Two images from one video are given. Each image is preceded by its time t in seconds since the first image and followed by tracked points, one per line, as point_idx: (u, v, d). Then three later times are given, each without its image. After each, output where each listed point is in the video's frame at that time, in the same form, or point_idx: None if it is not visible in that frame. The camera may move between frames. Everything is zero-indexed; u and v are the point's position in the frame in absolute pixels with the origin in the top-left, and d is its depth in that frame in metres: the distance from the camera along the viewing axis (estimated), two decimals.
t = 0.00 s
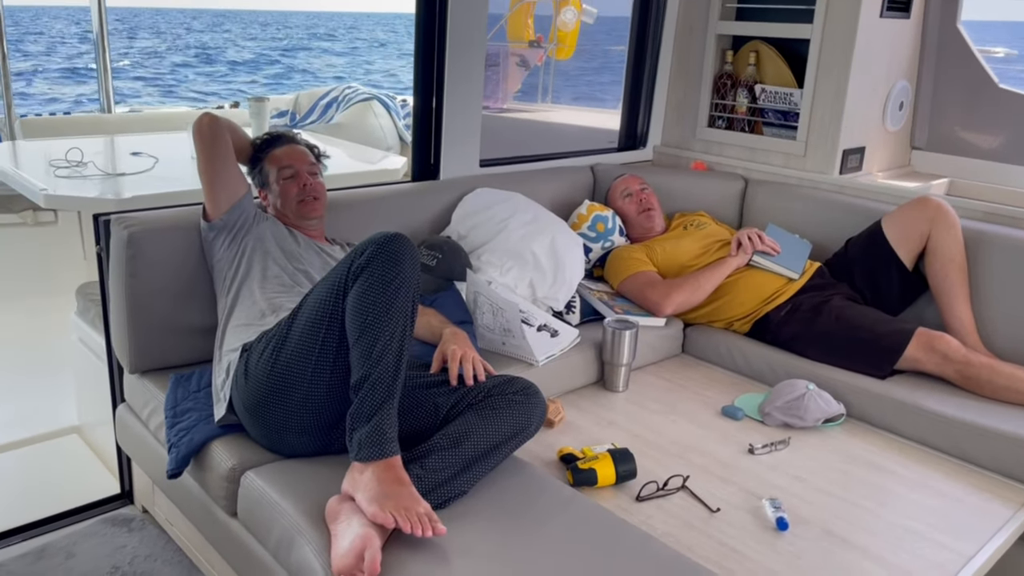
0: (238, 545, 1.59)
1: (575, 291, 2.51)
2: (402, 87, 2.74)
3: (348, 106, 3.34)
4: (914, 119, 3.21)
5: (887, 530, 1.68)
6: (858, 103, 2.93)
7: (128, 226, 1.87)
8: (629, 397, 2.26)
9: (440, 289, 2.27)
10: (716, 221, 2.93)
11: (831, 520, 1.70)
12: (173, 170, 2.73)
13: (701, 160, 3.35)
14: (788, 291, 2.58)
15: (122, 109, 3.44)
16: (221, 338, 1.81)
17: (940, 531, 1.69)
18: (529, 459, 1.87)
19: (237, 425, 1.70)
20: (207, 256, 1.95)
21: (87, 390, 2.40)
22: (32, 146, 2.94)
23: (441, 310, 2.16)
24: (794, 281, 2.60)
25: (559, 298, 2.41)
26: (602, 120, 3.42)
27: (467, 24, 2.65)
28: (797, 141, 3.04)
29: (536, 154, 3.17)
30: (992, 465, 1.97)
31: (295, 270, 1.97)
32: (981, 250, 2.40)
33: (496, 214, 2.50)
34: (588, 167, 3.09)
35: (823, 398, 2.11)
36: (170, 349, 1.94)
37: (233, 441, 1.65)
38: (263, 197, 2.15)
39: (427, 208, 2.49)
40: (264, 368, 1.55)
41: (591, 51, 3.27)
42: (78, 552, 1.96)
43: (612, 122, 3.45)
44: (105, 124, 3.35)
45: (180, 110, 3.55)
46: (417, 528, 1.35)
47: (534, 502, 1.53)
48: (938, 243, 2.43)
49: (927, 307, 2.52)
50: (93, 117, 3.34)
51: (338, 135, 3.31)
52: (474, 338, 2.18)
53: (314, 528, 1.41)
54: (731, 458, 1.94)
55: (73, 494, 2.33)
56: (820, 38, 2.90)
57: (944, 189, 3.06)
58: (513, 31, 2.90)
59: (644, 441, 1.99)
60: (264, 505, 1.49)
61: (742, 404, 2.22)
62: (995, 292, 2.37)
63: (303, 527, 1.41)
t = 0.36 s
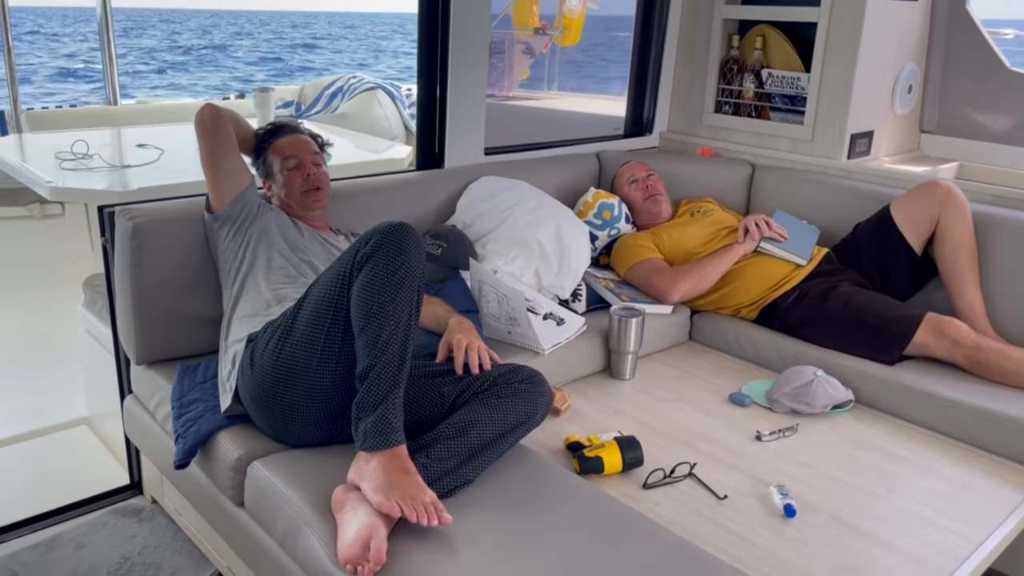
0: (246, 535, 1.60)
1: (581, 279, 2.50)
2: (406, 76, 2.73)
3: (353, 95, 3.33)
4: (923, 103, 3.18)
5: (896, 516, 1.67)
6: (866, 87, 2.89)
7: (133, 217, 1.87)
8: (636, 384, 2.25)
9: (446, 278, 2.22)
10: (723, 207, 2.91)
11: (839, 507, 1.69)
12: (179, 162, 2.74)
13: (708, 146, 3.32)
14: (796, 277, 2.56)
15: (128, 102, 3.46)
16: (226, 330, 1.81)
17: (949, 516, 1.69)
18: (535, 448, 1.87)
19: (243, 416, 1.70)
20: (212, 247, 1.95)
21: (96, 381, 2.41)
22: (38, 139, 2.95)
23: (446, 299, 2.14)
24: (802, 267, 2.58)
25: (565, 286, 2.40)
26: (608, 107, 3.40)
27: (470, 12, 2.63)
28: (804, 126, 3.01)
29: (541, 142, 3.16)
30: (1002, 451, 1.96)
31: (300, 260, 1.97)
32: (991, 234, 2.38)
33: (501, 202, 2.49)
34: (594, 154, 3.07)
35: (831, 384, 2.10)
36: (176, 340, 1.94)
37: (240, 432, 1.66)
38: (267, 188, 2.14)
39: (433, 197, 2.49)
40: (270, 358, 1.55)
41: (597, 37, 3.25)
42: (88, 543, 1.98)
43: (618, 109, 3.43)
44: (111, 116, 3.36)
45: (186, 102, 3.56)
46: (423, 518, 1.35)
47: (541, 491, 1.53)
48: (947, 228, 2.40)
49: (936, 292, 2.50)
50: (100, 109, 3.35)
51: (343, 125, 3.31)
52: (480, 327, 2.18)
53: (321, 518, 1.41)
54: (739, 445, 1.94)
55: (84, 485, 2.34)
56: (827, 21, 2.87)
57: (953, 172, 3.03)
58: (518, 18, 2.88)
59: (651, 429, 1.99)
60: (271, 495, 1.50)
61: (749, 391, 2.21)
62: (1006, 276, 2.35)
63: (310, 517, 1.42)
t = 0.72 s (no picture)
0: (255, 533, 1.61)
1: (585, 273, 2.50)
2: (407, 73, 2.73)
3: (355, 93, 3.34)
4: (928, 90, 3.16)
5: (905, 505, 1.67)
6: (870, 75, 2.88)
7: (138, 219, 1.88)
8: (642, 378, 2.25)
9: (450, 274, 2.30)
10: (727, 199, 2.90)
11: (848, 497, 1.69)
12: (183, 163, 2.75)
13: (711, 137, 3.31)
14: (801, 268, 2.55)
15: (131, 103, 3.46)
16: (232, 329, 1.81)
17: (959, 505, 1.68)
18: (542, 442, 1.87)
19: (250, 415, 1.71)
20: (216, 248, 1.96)
21: (104, 383, 2.42)
22: (42, 142, 2.96)
23: (452, 295, 2.21)
24: (807, 258, 2.57)
25: (570, 281, 2.40)
26: (611, 101, 3.39)
27: (471, 7, 2.62)
28: (808, 116, 3.00)
29: (544, 137, 3.15)
30: (1011, 438, 1.95)
31: (303, 259, 1.97)
32: (997, 221, 2.37)
33: (504, 197, 2.49)
34: (597, 148, 3.07)
35: (838, 375, 2.10)
36: (183, 341, 1.95)
37: (247, 431, 1.66)
38: (270, 186, 2.15)
39: (436, 194, 2.49)
40: (274, 358, 1.55)
41: (598, 30, 3.24)
42: (99, 543, 1.99)
43: (620, 102, 3.42)
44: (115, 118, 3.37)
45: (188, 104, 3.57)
46: (430, 513, 1.35)
47: (548, 485, 1.54)
48: (953, 216, 2.39)
49: (942, 280, 2.49)
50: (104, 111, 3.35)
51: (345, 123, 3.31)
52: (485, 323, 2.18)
53: (329, 515, 1.42)
54: (746, 436, 1.93)
55: (94, 487, 2.35)
56: (830, 10, 2.85)
57: (958, 159, 3.01)
58: (519, 13, 2.88)
59: (658, 422, 1.99)
60: (279, 493, 1.50)
61: (756, 383, 2.21)
62: (1012, 263, 2.34)
63: (318, 514, 1.42)
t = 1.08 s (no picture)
0: (258, 540, 1.61)
1: (585, 277, 2.50)
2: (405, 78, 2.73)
3: (354, 100, 3.34)
4: (925, 90, 3.16)
5: (908, 505, 1.67)
6: (868, 76, 2.88)
7: (138, 227, 1.88)
8: (644, 381, 2.25)
9: (451, 279, 2.24)
10: (726, 201, 2.91)
11: (850, 498, 1.69)
12: (182, 171, 2.75)
13: (710, 140, 3.32)
14: (800, 269, 2.56)
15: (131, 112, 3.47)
16: (233, 337, 1.82)
17: (962, 505, 1.68)
18: (544, 446, 1.87)
19: (252, 422, 1.71)
20: (217, 255, 1.96)
21: (106, 391, 2.42)
22: (42, 151, 2.97)
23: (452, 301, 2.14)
24: (806, 260, 2.57)
25: (570, 284, 2.40)
26: (609, 104, 3.39)
27: (469, 13, 2.64)
28: (806, 117, 3.00)
29: (543, 141, 3.16)
30: (1013, 438, 1.95)
31: (303, 266, 1.97)
32: (996, 220, 2.37)
33: (503, 201, 2.49)
34: (596, 151, 3.07)
35: (839, 375, 2.10)
36: (184, 348, 1.95)
37: (249, 438, 1.67)
38: (270, 193, 2.15)
39: (435, 199, 2.49)
40: (275, 364, 1.55)
41: (596, 34, 3.24)
42: (102, 552, 1.99)
43: (619, 105, 3.43)
44: (115, 127, 3.38)
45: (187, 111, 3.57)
46: (433, 519, 1.35)
47: (551, 489, 1.54)
48: (952, 215, 2.39)
49: (942, 280, 2.49)
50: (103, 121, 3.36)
51: (345, 130, 3.32)
52: (486, 328, 2.18)
53: (332, 521, 1.42)
54: (748, 438, 1.93)
55: (96, 495, 2.35)
56: (827, 11, 2.86)
57: (957, 159, 3.02)
58: (517, 17, 2.88)
59: (660, 425, 1.99)
60: (281, 500, 1.51)
61: (757, 384, 2.21)
62: (1012, 263, 2.34)
63: (321, 521, 1.42)
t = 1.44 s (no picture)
0: (254, 547, 1.60)
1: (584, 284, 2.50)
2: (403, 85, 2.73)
3: (352, 106, 3.34)
4: (923, 100, 3.17)
5: (906, 515, 1.67)
6: (865, 86, 2.89)
7: (137, 232, 1.88)
8: (642, 389, 2.25)
9: (447, 285, 2.27)
10: (724, 209, 2.91)
11: (848, 507, 1.69)
12: (180, 176, 2.75)
13: (708, 148, 3.33)
14: (799, 278, 2.56)
15: (128, 116, 3.47)
16: (231, 342, 1.81)
17: (960, 515, 1.68)
18: (542, 454, 1.86)
19: (249, 428, 1.71)
20: (215, 261, 1.96)
21: (102, 396, 2.41)
22: (39, 155, 2.96)
23: (449, 307, 2.17)
24: (804, 268, 2.58)
25: (568, 291, 2.40)
26: (607, 111, 3.40)
27: (468, 21, 2.64)
28: (804, 126, 3.01)
29: (541, 148, 3.16)
30: (1011, 448, 1.95)
31: (301, 272, 1.97)
32: (994, 230, 2.37)
33: (502, 208, 2.49)
34: (594, 159, 3.07)
35: (837, 384, 2.09)
36: (181, 354, 1.95)
37: (246, 445, 1.66)
38: (269, 198, 2.15)
39: (434, 205, 2.49)
40: (273, 371, 1.55)
41: (595, 42, 3.25)
42: (97, 558, 1.98)
43: (617, 113, 3.43)
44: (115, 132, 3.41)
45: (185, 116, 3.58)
46: (431, 527, 1.35)
47: (549, 498, 1.53)
48: (950, 224, 2.39)
49: (940, 289, 2.49)
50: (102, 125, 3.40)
51: (344, 135, 3.32)
52: (484, 335, 2.18)
53: (329, 528, 1.41)
54: (747, 447, 1.93)
55: (91, 501, 2.34)
56: (825, 21, 2.87)
57: (954, 169, 3.02)
58: (515, 24, 2.89)
59: (658, 433, 1.98)
60: (278, 507, 1.50)
61: (755, 393, 2.21)
62: (1009, 273, 2.34)
63: (318, 528, 1.42)
